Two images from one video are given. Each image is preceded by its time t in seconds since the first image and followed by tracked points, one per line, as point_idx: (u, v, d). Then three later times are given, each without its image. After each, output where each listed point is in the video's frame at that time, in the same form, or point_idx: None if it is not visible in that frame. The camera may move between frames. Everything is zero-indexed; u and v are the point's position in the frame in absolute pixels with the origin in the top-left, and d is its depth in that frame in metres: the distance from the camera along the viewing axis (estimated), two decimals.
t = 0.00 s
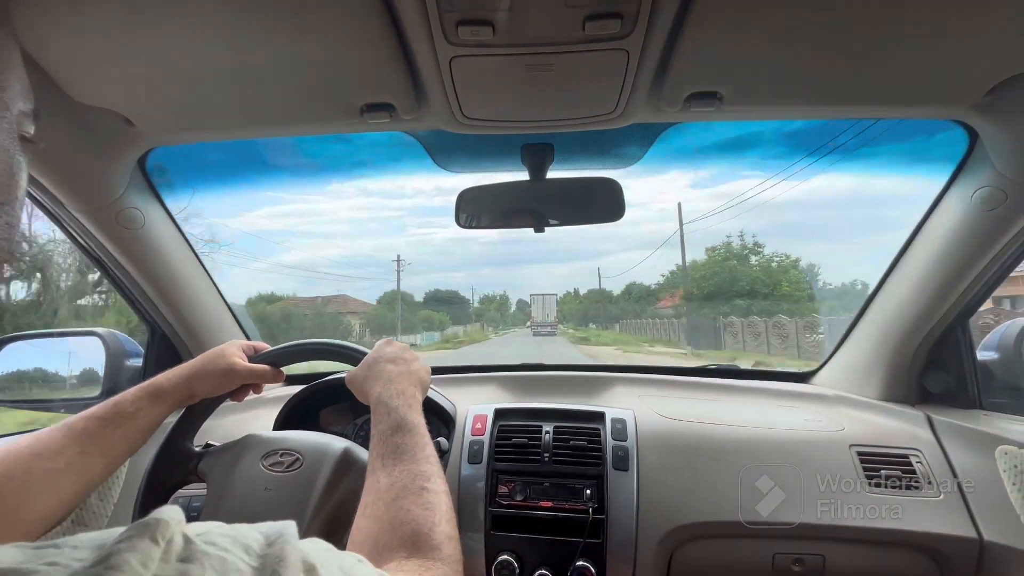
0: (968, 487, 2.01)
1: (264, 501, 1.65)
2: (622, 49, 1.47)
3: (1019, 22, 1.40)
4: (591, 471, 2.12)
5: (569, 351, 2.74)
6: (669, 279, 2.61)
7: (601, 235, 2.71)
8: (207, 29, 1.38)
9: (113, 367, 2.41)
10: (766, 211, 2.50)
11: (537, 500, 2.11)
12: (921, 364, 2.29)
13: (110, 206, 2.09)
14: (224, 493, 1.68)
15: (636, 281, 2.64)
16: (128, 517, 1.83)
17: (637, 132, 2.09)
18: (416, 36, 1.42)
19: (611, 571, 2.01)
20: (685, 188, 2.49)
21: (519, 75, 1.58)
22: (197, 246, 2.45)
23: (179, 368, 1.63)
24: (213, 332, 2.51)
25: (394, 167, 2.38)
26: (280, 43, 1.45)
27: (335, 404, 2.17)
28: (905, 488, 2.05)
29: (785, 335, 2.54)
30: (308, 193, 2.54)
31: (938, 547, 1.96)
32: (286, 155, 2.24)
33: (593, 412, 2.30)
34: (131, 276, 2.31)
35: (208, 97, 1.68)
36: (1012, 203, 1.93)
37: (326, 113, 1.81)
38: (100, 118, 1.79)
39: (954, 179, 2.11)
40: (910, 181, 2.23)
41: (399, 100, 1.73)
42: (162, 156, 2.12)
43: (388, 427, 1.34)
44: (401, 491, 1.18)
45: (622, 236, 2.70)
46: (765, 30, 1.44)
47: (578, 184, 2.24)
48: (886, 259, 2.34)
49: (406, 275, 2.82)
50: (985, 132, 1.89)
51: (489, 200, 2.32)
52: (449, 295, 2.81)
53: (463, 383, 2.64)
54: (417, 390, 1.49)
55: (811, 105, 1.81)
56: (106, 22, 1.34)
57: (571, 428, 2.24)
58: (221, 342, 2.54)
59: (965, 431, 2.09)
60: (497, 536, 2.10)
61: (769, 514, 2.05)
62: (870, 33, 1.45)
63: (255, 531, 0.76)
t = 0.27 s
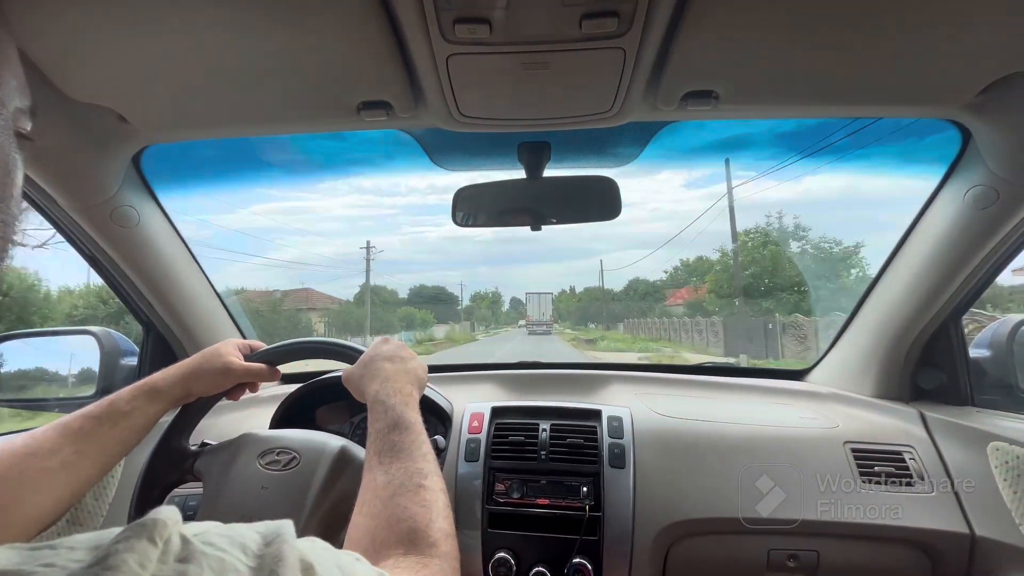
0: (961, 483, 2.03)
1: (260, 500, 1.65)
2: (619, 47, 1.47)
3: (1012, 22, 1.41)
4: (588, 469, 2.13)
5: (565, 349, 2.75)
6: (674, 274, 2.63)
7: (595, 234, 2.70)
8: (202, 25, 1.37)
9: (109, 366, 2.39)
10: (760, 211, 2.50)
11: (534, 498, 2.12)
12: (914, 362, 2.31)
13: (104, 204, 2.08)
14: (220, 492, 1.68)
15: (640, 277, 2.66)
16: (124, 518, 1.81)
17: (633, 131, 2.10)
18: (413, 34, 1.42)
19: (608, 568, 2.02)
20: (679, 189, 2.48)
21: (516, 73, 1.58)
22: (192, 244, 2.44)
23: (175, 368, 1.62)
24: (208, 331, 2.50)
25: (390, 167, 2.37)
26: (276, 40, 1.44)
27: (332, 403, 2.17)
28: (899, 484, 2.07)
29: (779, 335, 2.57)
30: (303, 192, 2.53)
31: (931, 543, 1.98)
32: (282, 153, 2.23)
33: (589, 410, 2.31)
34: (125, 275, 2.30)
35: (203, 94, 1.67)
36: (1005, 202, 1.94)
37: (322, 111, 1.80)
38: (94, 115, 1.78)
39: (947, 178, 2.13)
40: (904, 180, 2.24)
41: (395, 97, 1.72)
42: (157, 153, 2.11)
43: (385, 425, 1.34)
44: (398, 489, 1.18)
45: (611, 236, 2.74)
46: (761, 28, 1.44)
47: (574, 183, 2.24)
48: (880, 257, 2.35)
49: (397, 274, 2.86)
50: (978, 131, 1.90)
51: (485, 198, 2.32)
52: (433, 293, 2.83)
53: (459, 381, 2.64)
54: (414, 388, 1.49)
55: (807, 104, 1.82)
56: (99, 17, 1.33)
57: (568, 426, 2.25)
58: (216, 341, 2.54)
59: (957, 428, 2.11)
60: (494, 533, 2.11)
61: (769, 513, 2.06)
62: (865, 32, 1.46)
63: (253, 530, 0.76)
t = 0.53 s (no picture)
0: (955, 483, 2.03)
1: (250, 501, 1.63)
2: (615, 43, 1.46)
3: (1009, 20, 1.40)
4: (583, 469, 2.12)
5: (561, 349, 2.74)
6: (677, 269, 2.64)
7: (588, 232, 2.67)
8: (190, 16, 1.35)
9: (98, 364, 2.36)
10: (756, 209, 2.48)
11: (529, 498, 2.10)
12: (909, 362, 2.31)
13: (92, 200, 2.05)
14: (209, 493, 1.66)
15: (640, 272, 2.66)
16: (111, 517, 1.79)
17: (628, 129, 2.08)
18: (407, 28, 1.40)
19: (603, 569, 2.00)
20: (672, 189, 2.45)
21: (511, 69, 1.56)
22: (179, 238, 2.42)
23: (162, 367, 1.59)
24: (200, 329, 2.49)
25: (383, 162, 2.34)
26: (267, 33, 1.42)
27: (325, 402, 2.15)
28: (893, 484, 2.07)
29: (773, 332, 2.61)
30: (293, 188, 2.50)
31: (925, 543, 1.98)
32: (273, 148, 2.20)
33: (584, 410, 2.29)
34: (114, 271, 2.27)
35: (192, 88, 1.65)
36: (1000, 202, 1.94)
37: (314, 106, 1.78)
38: (81, 109, 1.75)
39: (943, 177, 2.12)
40: (902, 180, 2.23)
41: (389, 93, 1.70)
42: (146, 148, 2.07)
43: (376, 423, 1.32)
44: (388, 487, 1.16)
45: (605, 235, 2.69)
46: (757, 26, 1.43)
47: (570, 181, 2.22)
48: (876, 256, 2.34)
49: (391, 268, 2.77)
50: (974, 131, 1.90)
51: (480, 197, 2.32)
52: (421, 288, 2.74)
53: (453, 380, 2.63)
54: (406, 386, 1.47)
55: (802, 102, 1.81)
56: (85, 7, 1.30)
57: (563, 426, 2.24)
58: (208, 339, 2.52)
59: (951, 428, 2.11)
60: (488, 534, 2.09)
61: (768, 512, 2.05)
62: (861, 30, 1.45)
63: (220, 527, 0.71)
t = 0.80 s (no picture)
0: (950, 484, 2.01)
1: (235, 496, 1.59)
2: (611, 31, 1.43)
3: (1011, 14, 1.38)
4: (574, 466, 2.09)
5: (554, 346, 2.71)
6: (680, 266, 2.57)
7: (582, 231, 2.65)
8: None
9: (84, 356, 2.32)
10: (755, 210, 2.45)
11: (519, 496, 2.07)
12: (904, 362, 2.29)
13: (76, 188, 2.00)
14: (193, 488, 1.62)
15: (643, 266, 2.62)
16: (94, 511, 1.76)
17: (624, 123, 2.05)
18: (399, 12, 1.37)
19: (594, 568, 1.97)
20: (664, 188, 2.43)
21: (506, 57, 1.53)
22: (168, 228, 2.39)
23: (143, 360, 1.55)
24: (188, 323, 2.45)
25: (377, 156, 2.30)
26: (254, 15, 1.38)
27: (317, 397, 2.11)
28: (887, 485, 2.05)
29: (771, 334, 2.54)
30: (285, 181, 2.45)
31: (918, 544, 1.96)
32: (264, 138, 2.16)
33: (577, 407, 2.26)
34: (99, 262, 2.22)
35: (179, 72, 1.61)
36: (999, 201, 1.92)
37: (305, 93, 1.74)
38: (65, 93, 1.71)
39: (943, 175, 2.10)
40: (902, 179, 2.21)
41: (381, 80, 1.67)
42: (133, 134, 2.03)
43: (363, 413, 1.28)
44: (373, 478, 1.13)
45: (598, 234, 2.68)
46: (755, 16, 1.41)
47: (564, 175, 2.20)
48: (875, 253, 2.32)
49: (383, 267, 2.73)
50: (974, 128, 1.88)
51: (479, 187, 2.31)
52: (398, 280, 2.69)
53: (445, 376, 2.59)
54: (395, 378, 1.44)
55: (800, 97, 1.79)
56: None
57: (556, 423, 2.21)
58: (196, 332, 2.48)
59: (946, 428, 2.09)
60: (478, 532, 2.06)
61: (769, 512, 2.03)
62: (862, 22, 1.43)
63: (169, 523, 0.66)
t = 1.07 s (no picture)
0: (943, 480, 2.04)
1: (241, 493, 1.62)
2: (612, 36, 1.45)
3: (1004, 19, 1.41)
4: (574, 464, 2.12)
5: (553, 345, 2.73)
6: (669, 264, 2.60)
7: (580, 232, 2.67)
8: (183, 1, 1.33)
9: (86, 355, 2.35)
10: (748, 209, 2.49)
11: (519, 492, 2.10)
12: (898, 360, 2.33)
13: (80, 188, 2.01)
14: (199, 486, 1.65)
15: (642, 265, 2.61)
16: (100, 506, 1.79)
17: (622, 124, 2.08)
18: (402, 17, 1.39)
19: (593, 564, 2.01)
20: (661, 190, 2.45)
21: (507, 60, 1.55)
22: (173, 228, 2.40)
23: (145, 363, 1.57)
24: (190, 322, 2.48)
25: (376, 157, 2.32)
26: (260, 19, 1.40)
27: (318, 395, 2.14)
28: (881, 482, 2.08)
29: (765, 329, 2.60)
30: (285, 182, 2.47)
31: (911, 540, 2.00)
32: (266, 139, 2.17)
33: (577, 405, 2.29)
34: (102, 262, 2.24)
35: (183, 75, 1.63)
36: (991, 203, 1.95)
37: (307, 95, 1.76)
38: (70, 95, 1.72)
39: (936, 177, 2.13)
40: (896, 181, 2.24)
41: (383, 83, 1.69)
42: (136, 136, 2.04)
43: (364, 406, 1.31)
44: (378, 466, 1.16)
45: (598, 235, 2.69)
46: (753, 21, 1.43)
47: (564, 175, 2.22)
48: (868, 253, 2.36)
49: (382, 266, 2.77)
50: (967, 131, 1.91)
51: (476, 191, 2.35)
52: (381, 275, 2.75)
53: (445, 374, 2.62)
54: (394, 371, 1.47)
55: (797, 99, 1.81)
56: None
57: (555, 421, 2.23)
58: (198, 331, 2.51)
59: (939, 425, 2.13)
60: (478, 528, 2.09)
61: (768, 513, 2.06)
62: (858, 27, 1.45)
63: (212, 522, 0.67)
